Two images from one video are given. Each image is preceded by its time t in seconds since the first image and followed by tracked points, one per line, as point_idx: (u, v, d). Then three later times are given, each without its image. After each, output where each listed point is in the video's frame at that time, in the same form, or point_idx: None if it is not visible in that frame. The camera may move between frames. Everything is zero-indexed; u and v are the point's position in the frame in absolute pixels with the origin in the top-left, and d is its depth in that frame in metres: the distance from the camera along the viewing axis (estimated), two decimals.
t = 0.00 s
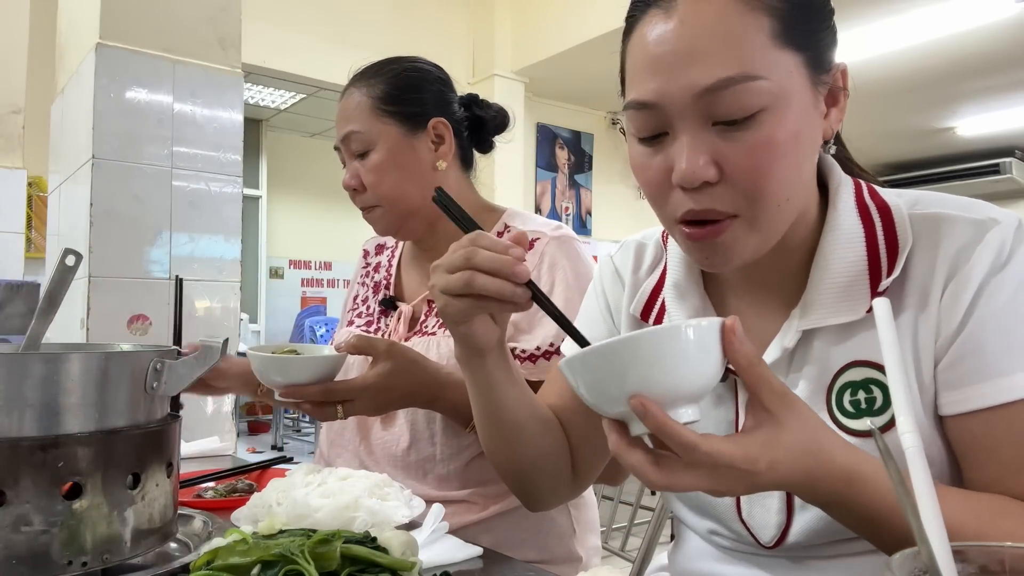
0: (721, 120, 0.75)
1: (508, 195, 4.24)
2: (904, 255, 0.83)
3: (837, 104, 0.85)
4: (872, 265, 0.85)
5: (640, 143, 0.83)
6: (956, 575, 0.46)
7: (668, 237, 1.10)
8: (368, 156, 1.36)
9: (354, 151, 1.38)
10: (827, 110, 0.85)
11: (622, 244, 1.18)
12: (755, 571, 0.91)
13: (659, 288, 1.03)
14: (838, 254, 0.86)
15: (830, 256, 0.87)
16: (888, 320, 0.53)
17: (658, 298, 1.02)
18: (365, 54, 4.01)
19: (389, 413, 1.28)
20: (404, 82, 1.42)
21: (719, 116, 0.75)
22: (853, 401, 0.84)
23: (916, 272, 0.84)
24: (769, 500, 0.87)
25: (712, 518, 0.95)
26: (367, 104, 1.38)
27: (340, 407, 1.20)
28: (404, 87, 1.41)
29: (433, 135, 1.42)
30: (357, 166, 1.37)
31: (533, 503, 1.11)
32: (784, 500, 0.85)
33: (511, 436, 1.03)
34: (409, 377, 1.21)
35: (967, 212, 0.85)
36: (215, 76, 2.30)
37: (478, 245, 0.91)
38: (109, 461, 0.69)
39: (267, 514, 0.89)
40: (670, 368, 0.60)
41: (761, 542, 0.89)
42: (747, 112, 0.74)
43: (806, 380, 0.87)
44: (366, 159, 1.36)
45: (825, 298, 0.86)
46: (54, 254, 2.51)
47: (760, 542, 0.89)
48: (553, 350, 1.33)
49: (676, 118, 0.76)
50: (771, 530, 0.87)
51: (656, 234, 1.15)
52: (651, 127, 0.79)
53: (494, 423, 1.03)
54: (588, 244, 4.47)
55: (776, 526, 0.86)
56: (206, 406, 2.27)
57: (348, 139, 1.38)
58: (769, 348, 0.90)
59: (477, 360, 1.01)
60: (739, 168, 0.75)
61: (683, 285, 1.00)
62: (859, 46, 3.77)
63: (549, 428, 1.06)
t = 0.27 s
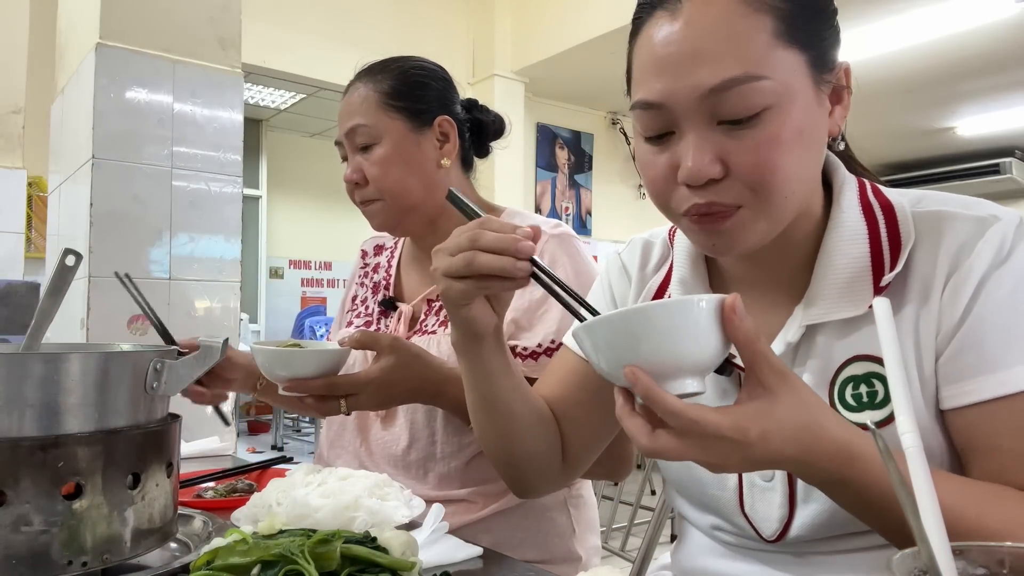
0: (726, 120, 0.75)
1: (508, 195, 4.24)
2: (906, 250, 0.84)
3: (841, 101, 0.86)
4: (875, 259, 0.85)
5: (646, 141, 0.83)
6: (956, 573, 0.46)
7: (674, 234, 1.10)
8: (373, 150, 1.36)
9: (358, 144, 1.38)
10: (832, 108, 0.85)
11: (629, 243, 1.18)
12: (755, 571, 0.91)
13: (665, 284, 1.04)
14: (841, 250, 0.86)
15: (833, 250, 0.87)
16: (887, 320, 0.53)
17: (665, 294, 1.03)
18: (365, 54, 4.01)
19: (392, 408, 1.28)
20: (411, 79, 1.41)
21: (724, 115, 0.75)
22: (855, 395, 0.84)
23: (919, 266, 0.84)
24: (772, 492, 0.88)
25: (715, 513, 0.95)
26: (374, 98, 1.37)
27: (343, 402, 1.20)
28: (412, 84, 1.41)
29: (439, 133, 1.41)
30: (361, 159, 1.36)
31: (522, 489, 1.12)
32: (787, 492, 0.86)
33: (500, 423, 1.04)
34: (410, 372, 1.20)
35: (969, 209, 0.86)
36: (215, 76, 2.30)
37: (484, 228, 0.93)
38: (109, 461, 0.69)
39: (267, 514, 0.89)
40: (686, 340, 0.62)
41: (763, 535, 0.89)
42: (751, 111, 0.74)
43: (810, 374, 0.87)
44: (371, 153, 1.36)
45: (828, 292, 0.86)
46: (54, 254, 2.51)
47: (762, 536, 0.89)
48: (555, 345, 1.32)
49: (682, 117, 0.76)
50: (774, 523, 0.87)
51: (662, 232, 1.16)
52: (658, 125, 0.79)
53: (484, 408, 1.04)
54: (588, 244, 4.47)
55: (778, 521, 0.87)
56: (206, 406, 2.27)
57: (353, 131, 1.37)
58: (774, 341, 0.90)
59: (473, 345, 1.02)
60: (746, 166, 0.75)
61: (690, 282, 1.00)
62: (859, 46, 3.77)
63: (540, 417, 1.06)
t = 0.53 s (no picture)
0: (729, 134, 0.75)
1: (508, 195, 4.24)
2: (909, 250, 0.84)
3: (841, 103, 0.85)
4: (879, 258, 0.85)
5: (651, 156, 0.83)
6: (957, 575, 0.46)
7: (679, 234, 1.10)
8: (383, 143, 1.35)
9: (368, 135, 1.36)
10: (831, 110, 0.84)
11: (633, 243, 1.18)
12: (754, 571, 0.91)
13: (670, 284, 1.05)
14: (845, 250, 0.86)
15: (837, 251, 0.87)
16: (888, 321, 0.53)
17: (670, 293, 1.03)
18: (365, 54, 4.00)
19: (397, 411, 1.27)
20: (428, 75, 1.41)
21: (727, 130, 0.74)
22: (858, 392, 0.85)
23: (921, 266, 0.84)
24: (776, 489, 0.87)
25: (717, 511, 0.95)
26: (389, 90, 1.36)
27: (349, 404, 1.18)
28: (428, 81, 1.40)
29: (450, 133, 1.42)
30: (371, 151, 1.35)
31: (522, 483, 1.12)
32: (789, 489, 0.86)
33: (502, 416, 1.04)
34: (418, 374, 1.19)
35: (971, 209, 0.86)
36: (215, 76, 2.30)
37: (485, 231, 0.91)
38: (109, 461, 0.69)
39: (267, 515, 0.89)
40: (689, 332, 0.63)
41: (765, 532, 0.89)
42: (755, 125, 0.74)
43: (813, 372, 0.87)
44: (380, 145, 1.35)
45: (831, 293, 0.86)
46: (54, 254, 2.51)
47: (764, 532, 0.89)
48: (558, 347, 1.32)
49: (687, 135, 0.76)
50: (775, 520, 0.87)
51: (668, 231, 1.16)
52: (662, 141, 0.79)
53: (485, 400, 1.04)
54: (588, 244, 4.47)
55: (781, 516, 0.86)
56: (206, 406, 2.27)
57: (364, 122, 1.35)
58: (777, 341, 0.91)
59: (476, 341, 1.02)
60: (751, 179, 0.75)
61: (694, 281, 1.00)
62: (859, 46, 3.77)
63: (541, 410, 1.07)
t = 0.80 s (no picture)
0: (713, 133, 0.75)
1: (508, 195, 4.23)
2: (906, 243, 0.84)
3: (830, 103, 0.85)
4: (875, 252, 0.85)
5: (639, 161, 0.83)
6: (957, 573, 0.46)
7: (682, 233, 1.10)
8: (403, 137, 1.34)
9: (386, 127, 1.35)
10: (820, 110, 0.85)
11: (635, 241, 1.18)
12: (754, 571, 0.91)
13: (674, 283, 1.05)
14: (843, 247, 0.87)
15: (836, 248, 0.87)
16: (888, 320, 0.53)
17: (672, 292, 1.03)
18: (365, 54, 4.00)
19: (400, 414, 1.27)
20: (448, 75, 1.41)
21: (711, 129, 0.75)
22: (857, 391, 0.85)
23: (920, 263, 0.84)
24: (775, 486, 0.86)
25: (717, 507, 0.95)
26: (413, 85, 1.36)
27: (357, 408, 1.18)
28: (449, 80, 1.41)
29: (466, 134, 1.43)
30: (388, 143, 1.34)
31: (512, 467, 1.12)
32: (788, 487, 0.85)
33: (507, 389, 1.06)
34: (425, 378, 1.19)
35: (969, 204, 0.86)
36: (215, 76, 2.30)
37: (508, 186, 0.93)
38: (109, 461, 0.69)
39: (267, 515, 0.88)
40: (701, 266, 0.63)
41: (764, 527, 0.89)
42: (738, 124, 0.74)
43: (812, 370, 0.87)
44: (399, 139, 1.33)
45: (831, 289, 0.86)
46: (54, 254, 2.51)
47: (764, 528, 0.89)
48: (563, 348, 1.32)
49: (673, 135, 0.76)
50: (775, 517, 0.87)
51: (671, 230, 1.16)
52: (649, 142, 0.79)
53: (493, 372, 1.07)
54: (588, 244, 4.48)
55: (780, 512, 0.86)
56: (206, 407, 2.27)
57: (386, 113, 1.33)
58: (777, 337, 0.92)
59: (497, 298, 1.06)
60: (740, 178, 0.75)
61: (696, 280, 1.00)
62: (859, 46, 3.77)
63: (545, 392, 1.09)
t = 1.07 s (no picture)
0: (700, 145, 0.75)
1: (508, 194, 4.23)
2: (904, 240, 0.84)
3: (820, 111, 0.85)
4: (875, 252, 0.85)
5: (626, 174, 0.83)
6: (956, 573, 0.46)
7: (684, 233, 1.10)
8: (412, 131, 1.33)
9: (395, 122, 1.33)
10: (811, 117, 0.85)
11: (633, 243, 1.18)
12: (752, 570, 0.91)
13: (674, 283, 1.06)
14: (843, 246, 0.86)
15: (835, 248, 0.86)
16: (889, 319, 0.53)
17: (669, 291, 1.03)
18: (365, 54, 4.00)
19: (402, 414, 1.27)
20: (457, 75, 1.42)
21: (698, 140, 0.75)
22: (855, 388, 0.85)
23: (919, 259, 0.84)
24: (776, 486, 0.86)
25: (718, 506, 0.96)
26: (424, 81, 1.35)
27: (363, 406, 1.17)
28: (458, 80, 1.41)
29: (472, 134, 1.44)
30: (397, 138, 1.32)
31: (530, 475, 1.13)
32: (789, 486, 0.85)
33: (522, 402, 1.06)
34: (431, 375, 1.19)
35: (968, 204, 0.86)
36: (215, 76, 2.30)
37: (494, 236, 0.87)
38: (109, 461, 0.69)
39: (267, 515, 0.88)
40: (704, 261, 0.66)
41: (766, 529, 0.89)
42: (722, 134, 0.74)
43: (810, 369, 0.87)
44: (408, 134, 1.32)
45: (828, 289, 0.86)
46: (54, 254, 2.51)
47: (765, 529, 0.89)
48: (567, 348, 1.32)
49: (660, 150, 0.77)
50: (776, 518, 0.87)
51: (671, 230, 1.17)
52: (636, 156, 0.79)
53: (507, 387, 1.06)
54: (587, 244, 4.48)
55: (782, 513, 0.86)
56: (206, 407, 2.27)
57: (396, 106, 1.33)
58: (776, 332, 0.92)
59: (511, 332, 1.04)
60: (726, 191, 0.75)
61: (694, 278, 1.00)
62: (859, 46, 3.77)
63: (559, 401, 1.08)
